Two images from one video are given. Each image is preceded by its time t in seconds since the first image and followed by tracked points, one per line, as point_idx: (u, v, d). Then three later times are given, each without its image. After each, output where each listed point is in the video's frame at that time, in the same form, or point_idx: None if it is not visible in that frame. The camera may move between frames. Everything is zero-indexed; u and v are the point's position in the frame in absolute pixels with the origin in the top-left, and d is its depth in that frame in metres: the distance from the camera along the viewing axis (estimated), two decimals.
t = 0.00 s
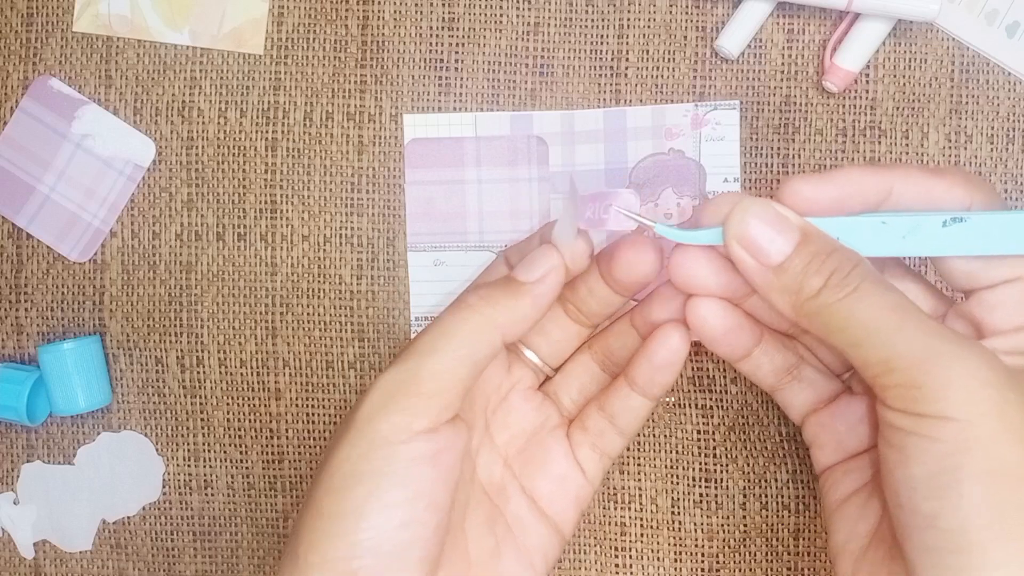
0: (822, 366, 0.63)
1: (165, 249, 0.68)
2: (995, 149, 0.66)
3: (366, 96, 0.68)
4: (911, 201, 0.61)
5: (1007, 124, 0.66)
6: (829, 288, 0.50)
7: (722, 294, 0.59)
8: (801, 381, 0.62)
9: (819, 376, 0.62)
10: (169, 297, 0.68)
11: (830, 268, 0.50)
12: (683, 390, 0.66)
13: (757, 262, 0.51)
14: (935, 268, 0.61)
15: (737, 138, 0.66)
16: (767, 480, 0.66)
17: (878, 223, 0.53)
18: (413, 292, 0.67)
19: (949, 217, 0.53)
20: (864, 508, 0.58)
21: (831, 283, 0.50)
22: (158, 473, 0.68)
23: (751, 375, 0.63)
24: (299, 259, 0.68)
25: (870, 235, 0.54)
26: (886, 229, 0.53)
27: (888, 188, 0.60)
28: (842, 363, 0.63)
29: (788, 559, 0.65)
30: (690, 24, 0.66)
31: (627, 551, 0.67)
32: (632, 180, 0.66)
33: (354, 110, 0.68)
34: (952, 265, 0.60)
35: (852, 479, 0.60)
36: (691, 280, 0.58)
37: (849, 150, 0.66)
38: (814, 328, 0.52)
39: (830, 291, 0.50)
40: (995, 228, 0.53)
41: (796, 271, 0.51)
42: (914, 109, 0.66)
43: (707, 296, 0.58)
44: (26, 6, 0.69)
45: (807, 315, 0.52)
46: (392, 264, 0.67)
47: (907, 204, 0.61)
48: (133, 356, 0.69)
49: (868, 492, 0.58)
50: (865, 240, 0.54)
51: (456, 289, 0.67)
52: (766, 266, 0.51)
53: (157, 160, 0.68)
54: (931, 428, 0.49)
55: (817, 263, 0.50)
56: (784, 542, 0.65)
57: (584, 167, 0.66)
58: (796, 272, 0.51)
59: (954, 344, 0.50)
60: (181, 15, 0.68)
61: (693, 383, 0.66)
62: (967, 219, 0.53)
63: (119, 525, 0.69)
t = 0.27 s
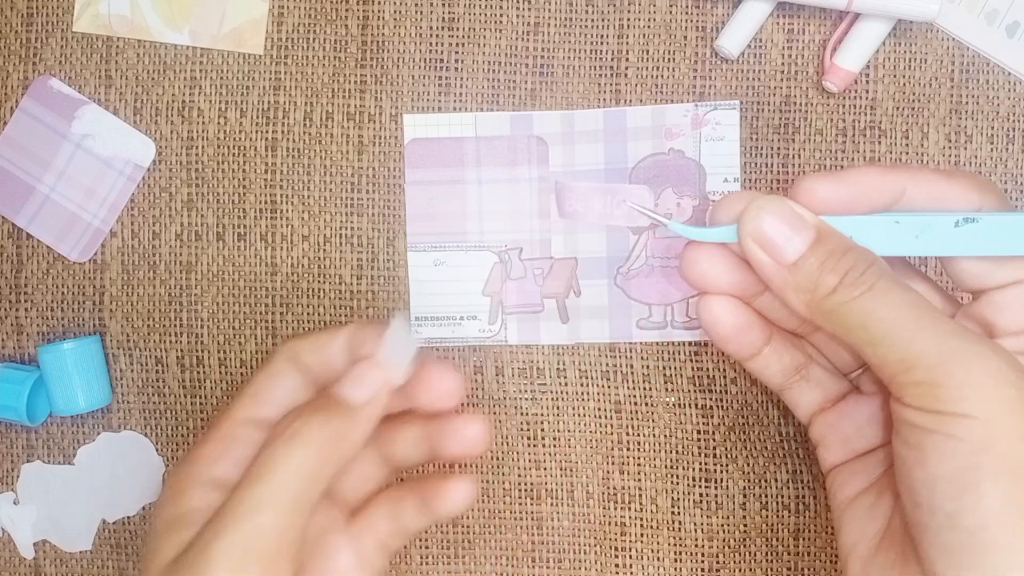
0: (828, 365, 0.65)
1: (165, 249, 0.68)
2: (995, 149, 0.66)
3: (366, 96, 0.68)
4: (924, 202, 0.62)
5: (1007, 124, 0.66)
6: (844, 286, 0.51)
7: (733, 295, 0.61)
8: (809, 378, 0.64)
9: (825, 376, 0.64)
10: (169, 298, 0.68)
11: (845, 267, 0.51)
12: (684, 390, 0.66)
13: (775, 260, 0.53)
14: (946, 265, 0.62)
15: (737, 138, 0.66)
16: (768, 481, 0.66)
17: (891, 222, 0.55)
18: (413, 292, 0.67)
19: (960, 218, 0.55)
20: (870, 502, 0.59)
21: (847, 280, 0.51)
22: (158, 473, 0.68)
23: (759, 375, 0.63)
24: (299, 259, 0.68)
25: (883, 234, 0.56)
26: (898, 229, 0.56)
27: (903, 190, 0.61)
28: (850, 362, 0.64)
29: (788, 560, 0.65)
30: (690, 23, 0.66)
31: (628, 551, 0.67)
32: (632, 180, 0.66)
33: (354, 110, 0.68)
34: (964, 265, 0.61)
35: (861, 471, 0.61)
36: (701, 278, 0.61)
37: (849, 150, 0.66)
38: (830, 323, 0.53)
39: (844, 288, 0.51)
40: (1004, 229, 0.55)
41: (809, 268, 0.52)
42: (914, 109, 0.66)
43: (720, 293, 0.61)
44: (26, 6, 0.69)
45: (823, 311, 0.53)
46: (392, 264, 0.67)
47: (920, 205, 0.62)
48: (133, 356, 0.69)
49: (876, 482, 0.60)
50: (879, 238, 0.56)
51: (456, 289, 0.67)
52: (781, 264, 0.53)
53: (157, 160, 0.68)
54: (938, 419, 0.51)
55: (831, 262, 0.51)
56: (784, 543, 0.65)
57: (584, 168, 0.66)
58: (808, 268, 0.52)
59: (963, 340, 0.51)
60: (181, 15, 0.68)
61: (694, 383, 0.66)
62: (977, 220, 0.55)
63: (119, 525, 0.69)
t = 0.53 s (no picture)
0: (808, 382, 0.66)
1: (165, 248, 0.68)
2: (995, 150, 0.66)
3: (366, 96, 0.68)
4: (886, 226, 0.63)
5: (1007, 124, 0.66)
6: (814, 299, 0.54)
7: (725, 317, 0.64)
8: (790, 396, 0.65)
9: (806, 393, 0.66)
10: (169, 298, 0.68)
11: (815, 283, 0.54)
12: (684, 390, 0.66)
13: (751, 280, 0.55)
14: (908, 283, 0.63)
15: (737, 138, 0.66)
16: (767, 481, 0.66)
17: (852, 245, 0.57)
18: (414, 292, 0.67)
19: (916, 239, 0.56)
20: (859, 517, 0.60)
21: (816, 294, 0.53)
22: (158, 473, 0.68)
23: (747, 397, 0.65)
24: (299, 259, 0.68)
25: (847, 257, 0.57)
26: (860, 251, 0.57)
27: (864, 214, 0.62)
28: (827, 378, 0.66)
29: (788, 559, 0.65)
30: (690, 23, 0.66)
31: (628, 551, 0.67)
32: (632, 180, 0.66)
33: (354, 110, 0.68)
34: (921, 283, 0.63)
35: (845, 485, 0.62)
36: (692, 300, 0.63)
37: (849, 150, 0.66)
38: (807, 339, 0.55)
39: (815, 302, 0.53)
40: (962, 250, 0.56)
41: (784, 286, 0.54)
42: (914, 109, 0.66)
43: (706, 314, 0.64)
44: (27, 6, 0.69)
45: (798, 326, 0.55)
46: (392, 264, 0.67)
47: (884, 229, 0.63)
48: (133, 356, 0.69)
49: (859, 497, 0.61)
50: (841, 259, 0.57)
51: (457, 288, 0.67)
52: (756, 282, 0.55)
53: (157, 161, 0.68)
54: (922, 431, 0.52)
55: (803, 279, 0.54)
56: (784, 542, 0.66)
57: (584, 168, 0.66)
58: (784, 285, 0.54)
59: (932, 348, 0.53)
60: (181, 15, 0.68)
61: (693, 383, 0.66)
62: (932, 241, 0.56)
63: (119, 525, 0.69)
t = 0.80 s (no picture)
0: (800, 381, 0.66)
1: (165, 248, 0.68)
2: (995, 149, 0.66)
3: (366, 96, 0.68)
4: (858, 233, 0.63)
5: (1007, 124, 0.66)
6: (791, 296, 0.55)
7: (712, 317, 0.65)
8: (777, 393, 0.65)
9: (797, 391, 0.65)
10: (169, 298, 0.68)
11: (793, 281, 0.55)
12: (684, 389, 0.66)
13: (732, 278, 0.57)
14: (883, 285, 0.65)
15: (737, 138, 0.66)
16: (767, 481, 0.66)
17: (829, 248, 0.59)
18: (414, 292, 0.67)
19: (888, 244, 0.58)
20: (847, 518, 0.61)
21: (793, 291, 0.55)
22: (158, 473, 0.68)
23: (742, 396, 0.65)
24: (299, 259, 0.68)
25: (824, 261, 0.59)
26: (837, 254, 0.59)
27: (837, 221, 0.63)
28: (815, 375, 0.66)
29: (788, 559, 0.65)
30: (690, 24, 0.66)
31: (628, 551, 0.67)
32: (632, 180, 0.66)
33: (354, 110, 0.68)
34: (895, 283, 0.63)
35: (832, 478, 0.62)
36: (682, 298, 0.64)
37: (849, 150, 0.66)
38: (785, 335, 0.57)
39: (791, 298, 0.55)
40: (932, 254, 0.58)
41: (764, 283, 0.56)
42: (914, 109, 0.66)
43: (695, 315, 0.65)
44: (26, 6, 0.69)
45: (776, 323, 0.57)
46: (392, 264, 0.67)
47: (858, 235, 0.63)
48: (133, 356, 0.69)
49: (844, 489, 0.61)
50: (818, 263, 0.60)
51: (457, 288, 0.67)
52: (738, 280, 0.57)
53: (157, 161, 0.68)
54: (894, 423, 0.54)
55: (781, 277, 0.56)
56: (784, 543, 0.66)
57: (584, 168, 0.66)
58: (764, 282, 0.56)
59: (903, 347, 0.55)
60: (181, 15, 0.68)
61: (693, 383, 0.66)
62: (902, 246, 0.58)
63: (119, 525, 0.69)
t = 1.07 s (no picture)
0: (781, 370, 0.66)
1: (165, 248, 0.68)
2: (995, 149, 0.66)
3: (366, 96, 0.68)
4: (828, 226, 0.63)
5: (1007, 124, 0.66)
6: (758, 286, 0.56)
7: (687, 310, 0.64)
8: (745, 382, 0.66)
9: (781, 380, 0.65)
10: (169, 298, 0.68)
11: (761, 271, 0.56)
12: (684, 389, 0.66)
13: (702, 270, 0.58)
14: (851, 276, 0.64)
15: (737, 138, 0.66)
16: (766, 481, 0.66)
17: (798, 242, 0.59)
18: (414, 292, 0.67)
19: (854, 237, 0.58)
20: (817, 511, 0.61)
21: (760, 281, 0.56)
22: (158, 473, 0.68)
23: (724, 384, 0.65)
24: (299, 259, 0.68)
25: (792, 254, 0.59)
26: (805, 247, 0.59)
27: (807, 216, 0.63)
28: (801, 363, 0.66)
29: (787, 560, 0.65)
30: (690, 24, 0.66)
31: (628, 551, 0.67)
32: (632, 180, 0.66)
33: (354, 110, 0.68)
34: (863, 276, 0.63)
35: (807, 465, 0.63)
36: (658, 291, 0.64)
37: (849, 150, 0.66)
38: (756, 326, 0.57)
39: (759, 288, 0.56)
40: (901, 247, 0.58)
41: (732, 275, 0.57)
42: (914, 109, 0.66)
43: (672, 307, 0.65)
44: (27, 6, 0.69)
45: (745, 313, 0.57)
46: (392, 264, 0.67)
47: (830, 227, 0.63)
48: (133, 357, 0.69)
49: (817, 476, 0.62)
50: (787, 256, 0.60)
51: (457, 288, 0.67)
52: (707, 272, 0.58)
53: (157, 160, 0.68)
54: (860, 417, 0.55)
55: (748, 269, 0.56)
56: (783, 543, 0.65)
57: (584, 168, 0.66)
58: (731, 274, 0.57)
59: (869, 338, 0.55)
60: (181, 15, 0.68)
61: (693, 383, 0.66)
62: (870, 239, 0.58)
63: (119, 525, 0.69)
